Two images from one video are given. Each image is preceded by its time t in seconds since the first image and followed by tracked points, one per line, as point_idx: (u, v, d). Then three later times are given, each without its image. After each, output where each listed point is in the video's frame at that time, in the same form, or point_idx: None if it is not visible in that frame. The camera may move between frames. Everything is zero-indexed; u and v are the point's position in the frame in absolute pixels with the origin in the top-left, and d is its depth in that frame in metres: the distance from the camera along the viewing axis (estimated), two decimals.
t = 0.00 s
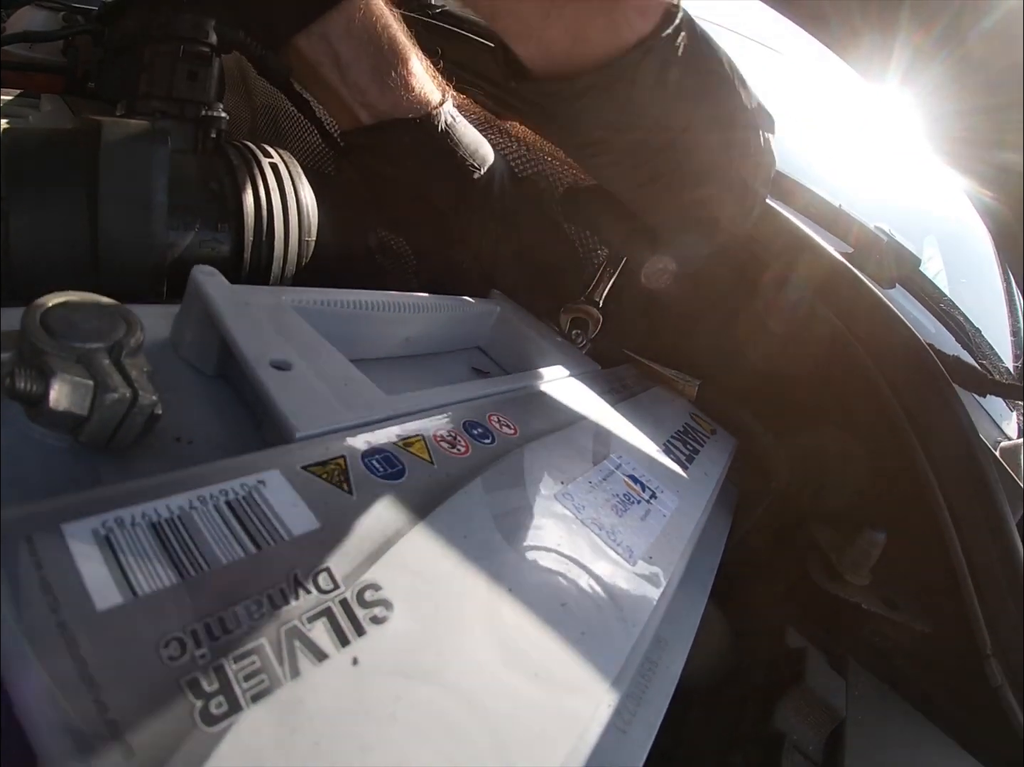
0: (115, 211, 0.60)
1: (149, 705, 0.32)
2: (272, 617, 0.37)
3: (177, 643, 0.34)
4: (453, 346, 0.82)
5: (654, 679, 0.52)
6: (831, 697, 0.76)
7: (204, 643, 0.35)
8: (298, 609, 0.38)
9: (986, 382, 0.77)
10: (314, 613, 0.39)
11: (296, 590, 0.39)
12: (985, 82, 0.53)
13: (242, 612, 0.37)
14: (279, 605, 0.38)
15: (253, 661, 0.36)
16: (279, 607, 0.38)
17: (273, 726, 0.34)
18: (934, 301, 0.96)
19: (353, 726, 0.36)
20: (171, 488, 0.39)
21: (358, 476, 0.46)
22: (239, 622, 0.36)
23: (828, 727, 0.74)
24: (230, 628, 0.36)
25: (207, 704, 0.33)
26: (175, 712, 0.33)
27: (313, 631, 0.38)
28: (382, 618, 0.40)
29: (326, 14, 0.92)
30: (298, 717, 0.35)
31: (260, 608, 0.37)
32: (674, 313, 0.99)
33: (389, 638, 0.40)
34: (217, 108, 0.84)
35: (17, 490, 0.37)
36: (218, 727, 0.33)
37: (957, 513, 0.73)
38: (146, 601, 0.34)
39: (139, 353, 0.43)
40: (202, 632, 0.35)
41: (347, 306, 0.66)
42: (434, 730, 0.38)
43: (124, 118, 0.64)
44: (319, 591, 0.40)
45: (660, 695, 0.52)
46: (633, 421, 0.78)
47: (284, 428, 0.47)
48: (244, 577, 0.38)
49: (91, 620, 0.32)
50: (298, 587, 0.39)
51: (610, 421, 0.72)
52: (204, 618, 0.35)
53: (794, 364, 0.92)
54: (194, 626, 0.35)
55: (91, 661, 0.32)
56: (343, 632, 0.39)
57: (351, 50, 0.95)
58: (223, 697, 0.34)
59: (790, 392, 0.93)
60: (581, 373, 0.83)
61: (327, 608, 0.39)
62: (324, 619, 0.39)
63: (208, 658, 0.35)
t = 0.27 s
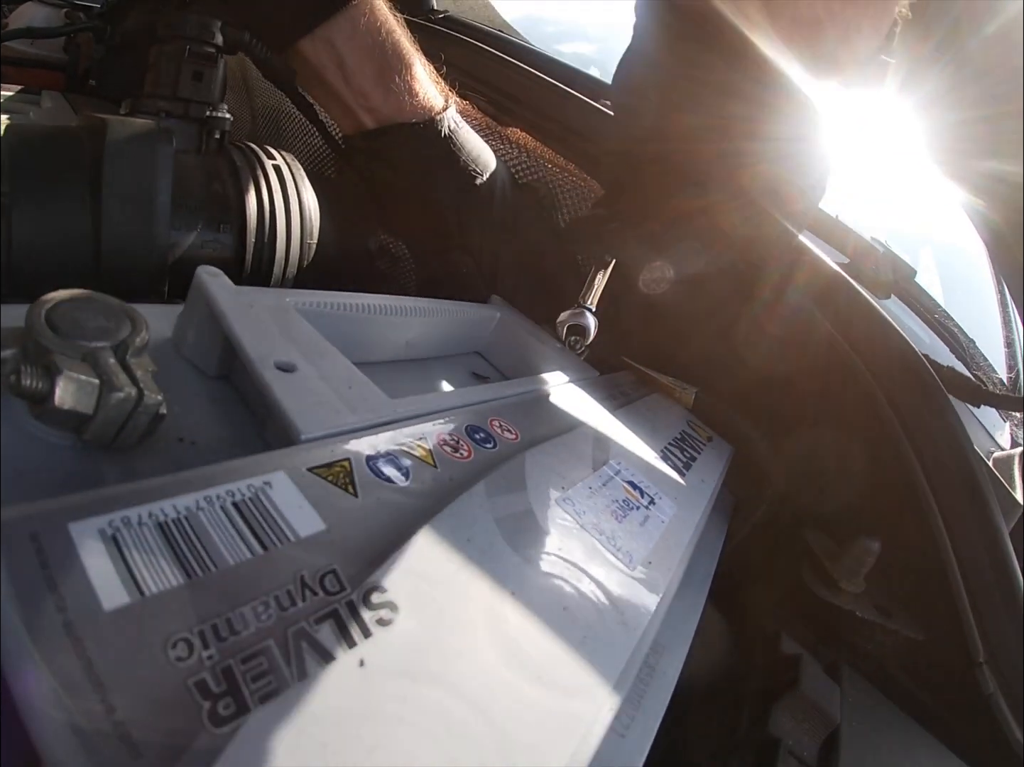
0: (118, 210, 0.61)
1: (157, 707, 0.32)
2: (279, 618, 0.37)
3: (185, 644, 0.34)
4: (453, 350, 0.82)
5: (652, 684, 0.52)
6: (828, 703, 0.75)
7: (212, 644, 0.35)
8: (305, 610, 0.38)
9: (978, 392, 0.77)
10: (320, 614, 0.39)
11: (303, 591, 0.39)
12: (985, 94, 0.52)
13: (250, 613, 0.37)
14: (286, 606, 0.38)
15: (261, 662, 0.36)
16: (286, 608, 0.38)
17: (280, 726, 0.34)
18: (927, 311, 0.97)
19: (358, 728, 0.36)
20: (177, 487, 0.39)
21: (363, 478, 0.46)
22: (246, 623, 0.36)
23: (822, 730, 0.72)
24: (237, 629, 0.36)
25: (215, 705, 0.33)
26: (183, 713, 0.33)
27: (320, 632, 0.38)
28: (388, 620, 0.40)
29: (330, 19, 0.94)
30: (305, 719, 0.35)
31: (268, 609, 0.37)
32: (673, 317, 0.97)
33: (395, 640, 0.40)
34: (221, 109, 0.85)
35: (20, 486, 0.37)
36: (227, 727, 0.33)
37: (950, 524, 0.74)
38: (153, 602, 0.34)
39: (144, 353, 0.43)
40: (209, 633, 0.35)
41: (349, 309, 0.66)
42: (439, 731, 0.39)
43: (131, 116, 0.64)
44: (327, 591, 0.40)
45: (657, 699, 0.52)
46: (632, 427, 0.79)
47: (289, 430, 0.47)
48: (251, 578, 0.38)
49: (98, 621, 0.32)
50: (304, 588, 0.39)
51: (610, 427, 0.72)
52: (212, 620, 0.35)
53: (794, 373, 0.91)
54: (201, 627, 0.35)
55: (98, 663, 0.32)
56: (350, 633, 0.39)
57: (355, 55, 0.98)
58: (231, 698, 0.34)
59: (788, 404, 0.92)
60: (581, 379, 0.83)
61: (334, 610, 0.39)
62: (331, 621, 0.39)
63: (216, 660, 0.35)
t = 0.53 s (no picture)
0: (118, 205, 0.61)
1: (151, 704, 0.32)
2: (277, 615, 0.37)
3: (181, 641, 0.34)
4: (452, 350, 0.82)
5: (649, 686, 0.52)
6: (826, 708, 0.77)
7: (209, 640, 0.34)
8: (303, 607, 0.38)
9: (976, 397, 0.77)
10: (319, 612, 0.38)
11: (301, 589, 0.38)
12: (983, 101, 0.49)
13: (247, 610, 0.36)
14: (284, 604, 0.38)
15: (258, 660, 0.35)
16: (284, 605, 0.38)
17: (277, 725, 0.34)
18: (926, 318, 0.97)
19: (357, 727, 0.36)
20: (175, 482, 0.38)
21: (362, 476, 0.46)
22: (243, 620, 0.36)
23: (821, 733, 0.75)
24: (235, 625, 0.35)
25: (212, 703, 0.33)
26: (178, 711, 0.32)
27: (318, 630, 0.38)
28: (387, 619, 0.40)
29: (332, 16, 0.95)
30: (303, 717, 0.35)
31: (266, 606, 0.37)
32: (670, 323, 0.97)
33: (394, 638, 0.40)
34: (223, 106, 0.84)
35: (16, 481, 0.37)
36: (222, 726, 0.33)
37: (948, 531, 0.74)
38: (148, 596, 0.34)
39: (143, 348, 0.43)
40: (205, 631, 0.35)
41: (348, 307, 0.66)
42: (437, 731, 0.38)
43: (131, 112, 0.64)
44: (325, 589, 0.39)
45: (655, 699, 0.51)
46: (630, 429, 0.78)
47: (288, 426, 0.47)
48: (249, 575, 0.37)
49: (93, 617, 0.32)
50: (303, 585, 0.39)
51: (611, 429, 0.72)
52: (209, 616, 0.35)
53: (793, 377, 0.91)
54: (198, 623, 0.35)
55: (93, 661, 0.31)
56: (349, 631, 0.39)
57: (356, 53, 0.98)
58: (227, 696, 0.34)
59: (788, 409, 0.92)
60: (580, 381, 0.83)
61: (332, 607, 0.39)
62: (330, 619, 0.38)
63: (213, 657, 0.34)
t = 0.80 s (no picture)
0: (120, 197, 0.60)
1: (147, 701, 0.31)
2: (278, 611, 0.36)
3: (178, 637, 0.33)
4: (455, 347, 0.81)
5: (654, 686, 0.51)
6: (831, 708, 0.73)
7: (207, 636, 0.34)
8: (304, 603, 0.37)
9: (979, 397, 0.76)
10: (320, 608, 0.38)
11: (303, 584, 0.38)
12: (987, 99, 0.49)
13: (247, 605, 0.36)
14: (284, 599, 0.37)
15: (257, 657, 0.34)
16: (285, 601, 0.37)
17: (277, 723, 0.33)
18: (930, 321, 0.97)
19: (359, 725, 0.35)
20: (174, 475, 0.38)
21: (365, 470, 0.45)
22: (242, 616, 0.35)
23: (826, 737, 0.70)
24: (234, 621, 0.35)
25: (209, 701, 0.32)
26: (175, 709, 0.32)
27: (320, 626, 0.37)
28: (389, 616, 0.39)
29: (337, 13, 0.95)
30: (303, 716, 0.34)
31: (266, 601, 0.36)
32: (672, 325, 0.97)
33: (397, 636, 0.39)
34: (227, 99, 0.83)
35: (15, 473, 0.36)
36: (219, 725, 0.32)
37: (951, 529, 0.75)
38: (146, 589, 0.33)
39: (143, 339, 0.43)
40: (203, 626, 0.34)
41: (350, 301, 0.65)
42: (440, 730, 0.38)
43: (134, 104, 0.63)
44: (327, 585, 0.39)
45: (659, 700, 0.50)
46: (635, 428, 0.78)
47: (290, 420, 0.46)
48: (249, 569, 0.37)
49: (88, 611, 0.31)
50: (304, 581, 0.38)
51: (616, 428, 0.71)
52: (207, 611, 0.34)
53: (798, 377, 0.90)
54: (196, 619, 0.34)
55: (87, 655, 0.31)
56: (351, 628, 0.38)
57: (361, 49, 0.97)
58: (225, 694, 0.33)
59: (793, 410, 0.91)
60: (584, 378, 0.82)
61: (334, 604, 0.38)
62: (331, 615, 0.38)
63: (211, 654, 0.33)
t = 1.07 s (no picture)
0: (120, 189, 0.59)
1: (141, 697, 0.30)
2: (275, 605, 0.36)
3: (173, 631, 0.32)
4: (458, 342, 0.80)
5: (659, 684, 0.51)
6: (835, 705, 0.72)
7: (202, 630, 0.33)
8: (303, 597, 0.37)
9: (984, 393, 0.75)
10: (319, 603, 0.37)
11: (301, 578, 0.37)
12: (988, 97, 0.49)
13: (244, 599, 0.35)
14: (282, 593, 0.36)
15: (253, 651, 0.34)
16: (283, 595, 0.36)
17: (274, 719, 0.33)
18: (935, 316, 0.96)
19: (360, 722, 0.35)
20: (171, 467, 0.37)
21: (366, 463, 0.45)
22: (239, 609, 0.35)
23: (830, 734, 0.70)
24: (230, 615, 0.34)
25: (204, 697, 0.32)
26: (169, 704, 0.31)
27: (318, 621, 0.37)
28: (389, 611, 0.39)
29: (339, 6, 0.94)
30: (301, 711, 0.34)
31: (263, 595, 0.36)
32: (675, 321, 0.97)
33: (397, 631, 0.39)
34: (228, 93, 0.82)
35: (11, 465, 0.36)
36: (214, 720, 0.31)
37: (958, 524, 0.74)
38: (141, 583, 0.33)
39: (142, 330, 0.42)
40: (199, 619, 0.33)
41: (353, 294, 0.65)
42: (441, 724, 0.37)
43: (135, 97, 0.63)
44: (326, 578, 0.38)
45: (664, 697, 0.50)
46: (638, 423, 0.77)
47: (290, 412, 0.45)
48: (246, 563, 0.36)
49: (82, 604, 0.31)
50: (303, 574, 0.37)
51: (619, 423, 0.70)
52: (202, 605, 0.34)
53: (802, 373, 0.89)
54: (191, 612, 0.33)
55: (81, 649, 0.30)
56: (350, 623, 0.37)
57: (363, 41, 0.96)
58: (221, 688, 0.32)
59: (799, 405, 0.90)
60: (587, 373, 0.81)
61: (333, 598, 0.38)
62: (330, 610, 0.37)
63: (207, 647, 0.33)
